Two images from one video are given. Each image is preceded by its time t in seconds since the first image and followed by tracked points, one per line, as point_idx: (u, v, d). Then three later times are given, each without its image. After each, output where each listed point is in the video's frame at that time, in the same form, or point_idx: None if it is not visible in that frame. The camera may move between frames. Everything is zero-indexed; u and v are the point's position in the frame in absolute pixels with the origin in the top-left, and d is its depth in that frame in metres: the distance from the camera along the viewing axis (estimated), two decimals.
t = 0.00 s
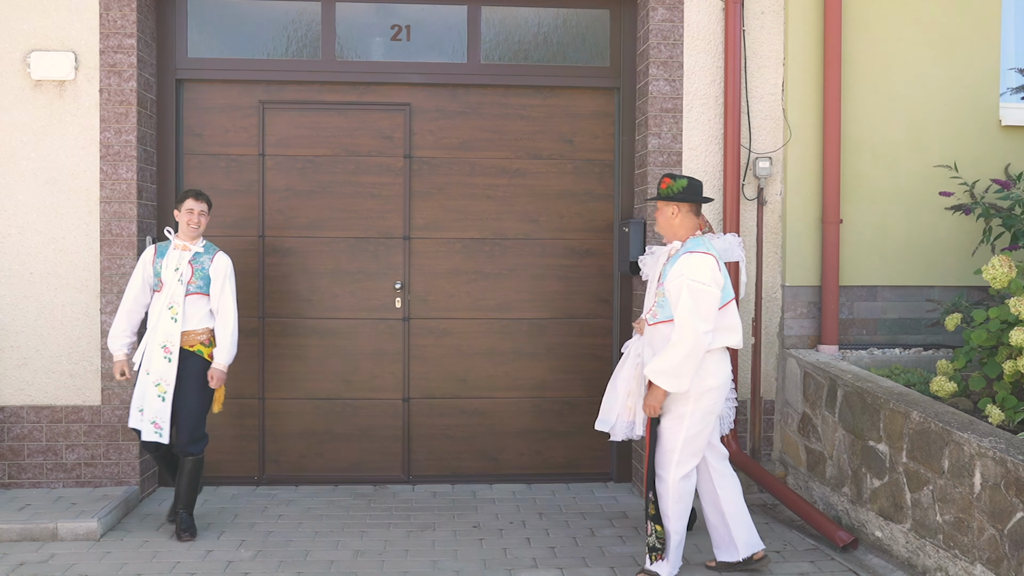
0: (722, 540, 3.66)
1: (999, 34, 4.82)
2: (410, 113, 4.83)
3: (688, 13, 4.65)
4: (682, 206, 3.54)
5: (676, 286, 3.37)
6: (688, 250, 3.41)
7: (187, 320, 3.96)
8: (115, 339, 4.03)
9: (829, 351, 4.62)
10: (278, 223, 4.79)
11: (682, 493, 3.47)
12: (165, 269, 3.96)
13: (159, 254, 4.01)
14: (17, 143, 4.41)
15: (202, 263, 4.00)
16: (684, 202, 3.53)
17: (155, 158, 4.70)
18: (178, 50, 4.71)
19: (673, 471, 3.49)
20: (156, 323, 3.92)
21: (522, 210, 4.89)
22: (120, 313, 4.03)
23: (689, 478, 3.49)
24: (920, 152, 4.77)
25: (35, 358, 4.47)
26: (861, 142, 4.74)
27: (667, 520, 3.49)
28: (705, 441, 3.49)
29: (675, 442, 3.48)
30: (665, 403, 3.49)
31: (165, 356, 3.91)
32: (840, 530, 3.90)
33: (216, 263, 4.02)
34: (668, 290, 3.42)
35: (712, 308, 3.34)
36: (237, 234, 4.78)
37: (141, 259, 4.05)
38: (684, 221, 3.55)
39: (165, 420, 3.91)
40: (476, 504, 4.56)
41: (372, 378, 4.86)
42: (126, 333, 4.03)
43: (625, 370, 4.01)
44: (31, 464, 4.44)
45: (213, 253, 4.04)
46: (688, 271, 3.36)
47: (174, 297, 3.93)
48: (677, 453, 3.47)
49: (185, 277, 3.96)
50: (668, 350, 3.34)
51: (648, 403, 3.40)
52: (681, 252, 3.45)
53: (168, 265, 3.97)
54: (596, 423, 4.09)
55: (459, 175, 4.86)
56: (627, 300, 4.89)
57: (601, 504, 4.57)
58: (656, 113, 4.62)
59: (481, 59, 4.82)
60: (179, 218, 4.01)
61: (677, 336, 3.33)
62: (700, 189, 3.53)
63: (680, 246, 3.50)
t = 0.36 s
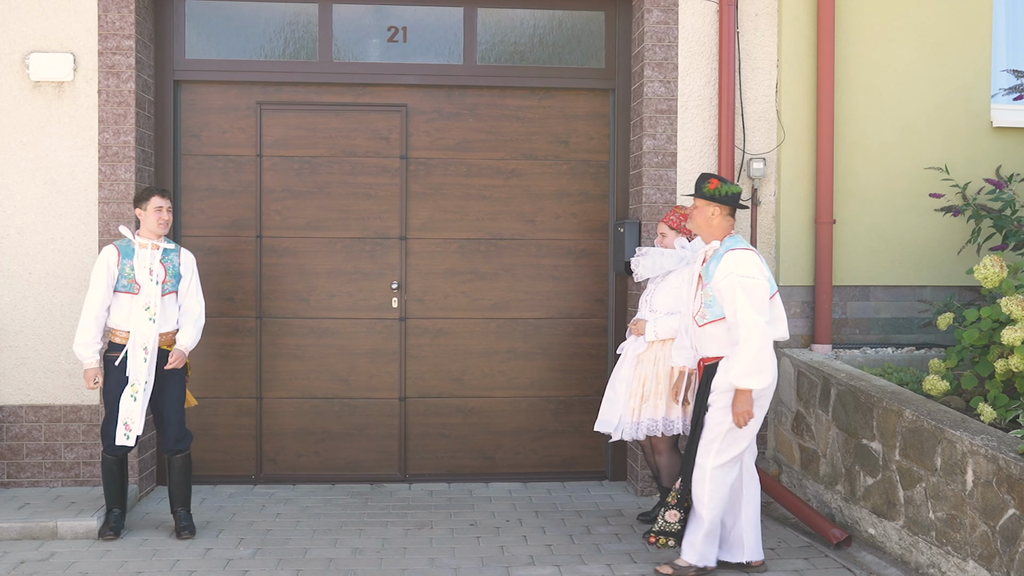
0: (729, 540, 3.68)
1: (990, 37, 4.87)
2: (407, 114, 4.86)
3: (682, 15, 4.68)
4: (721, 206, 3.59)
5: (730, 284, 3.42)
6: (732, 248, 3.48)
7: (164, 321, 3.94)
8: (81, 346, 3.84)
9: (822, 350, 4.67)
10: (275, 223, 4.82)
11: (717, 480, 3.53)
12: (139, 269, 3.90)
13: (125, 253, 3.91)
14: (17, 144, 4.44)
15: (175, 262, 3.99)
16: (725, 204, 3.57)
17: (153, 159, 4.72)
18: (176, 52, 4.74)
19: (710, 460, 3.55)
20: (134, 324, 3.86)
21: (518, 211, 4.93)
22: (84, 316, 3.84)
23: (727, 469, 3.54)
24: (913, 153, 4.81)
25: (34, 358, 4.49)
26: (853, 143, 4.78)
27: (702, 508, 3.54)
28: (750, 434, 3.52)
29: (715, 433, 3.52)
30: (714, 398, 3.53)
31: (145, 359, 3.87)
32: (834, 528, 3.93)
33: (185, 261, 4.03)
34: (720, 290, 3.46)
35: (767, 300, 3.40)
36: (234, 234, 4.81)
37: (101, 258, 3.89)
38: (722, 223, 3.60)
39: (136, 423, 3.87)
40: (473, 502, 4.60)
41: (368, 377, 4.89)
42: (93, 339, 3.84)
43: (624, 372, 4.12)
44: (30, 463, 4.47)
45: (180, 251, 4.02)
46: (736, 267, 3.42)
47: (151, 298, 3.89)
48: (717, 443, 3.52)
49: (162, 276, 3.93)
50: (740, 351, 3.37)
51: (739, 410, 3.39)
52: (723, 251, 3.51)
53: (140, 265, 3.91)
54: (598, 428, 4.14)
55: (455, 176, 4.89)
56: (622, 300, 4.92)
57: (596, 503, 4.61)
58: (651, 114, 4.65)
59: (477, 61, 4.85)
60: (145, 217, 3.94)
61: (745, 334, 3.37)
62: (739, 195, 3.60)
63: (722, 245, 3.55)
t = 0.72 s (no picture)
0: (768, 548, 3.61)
1: (985, 39, 4.92)
2: (408, 115, 4.91)
3: (681, 17, 4.73)
4: (755, 206, 3.57)
5: (769, 283, 3.35)
6: (770, 246, 3.42)
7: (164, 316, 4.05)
8: (90, 353, 3.78)
9: (819, 349, 4.72)
10: (277, 224, 4.86)
11: (790, 489, 3.43)
12: (132, 268, 3.95)
13: (113, 255, 3.91)
14: (22, 145, 4.48)
15: (162, 258, 4.08)
16: (758, 202, 3.55)
17: (156, 160, 4.77)
18: (179, 54, 4.79)
19: (775, 472, 3.45)
20: (137, 325, 3.94)
21: (518, 211, 4.98)
22: (87, 321, 3.79)
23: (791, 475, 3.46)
24: (909, 154, 4.87)
25: (39, 357, 4.53)
26: (850, 144, 4.84)
27: (787, 521, 3.42)
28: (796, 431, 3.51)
29: (768, 443, 3.45)
30: (749, 408, 3.47)
31: (158, 355, 3.98)
32: (831, 524, 3.99)
33: (168, 256, 4.13)
34: (757, 288, 3.39)
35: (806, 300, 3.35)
36: (237, 235, 4.85)
37: (89, 262, 3.85)
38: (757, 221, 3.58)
39: (180, 417, 4.02)
40: (473, 499, 4.65)
41: (370, 376, 4.94)
42: (99, 345, 3.80)
43: (618, 368, 4.18)
44: (36, 460, 4.52)
45: (162, 247, 4.10)
46: (776, 265, 3.36)
47: (150, 297, 3.97)
48: (775, 452, 3.43)
49: (155, 273, 4.02)
50: (782, 350, 3.31)
51: (778, 410, 3.31)
52: (760, 249, 3.44)
53: (132, 266, 3.95)
54: (589, 421, 4.20)
55: (456, 177, 4.94)
56: (620, 300, 4.97)
57: (596, 500, 4.66)
58: (650, 116, 4.69)
59: (477, 62, 4.90)
60: (135, 221, 3.95)
61: (787, 333, 3.30)
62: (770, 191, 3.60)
63: (757, 243, 3.49)
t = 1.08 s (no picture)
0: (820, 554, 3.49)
1: (987, 40, 4.97)
2: (416, 116, 4.97)
3: (687, 19, 4.78)
4: (781, 207, 3.58)
5: (792, 283, 3.36)
6: (795, 247, 3.42)
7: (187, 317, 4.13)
8: (108, 350, 3.84)
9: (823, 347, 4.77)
10: (287, 223, 4.92)
11: (817, 489, 3.48)
12: (166, 268, 4.02)
13: (148, 253, 3.98)
14: (36, 146, 4.55)
15: (189, 260, 4.17)
16: (784, 202, 3.56)
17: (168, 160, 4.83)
18: (191, 56, 4.85)
19: (806, 471, 3.48)
20: (164, 324, 4.01)
21: (525, 211, 5.03)
22: (113, 319, 3.84)
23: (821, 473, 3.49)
24: (912, 154, 4.92)
25: (53, 355, 4.59)
26: (854, 145, 4.89)
27: (805, 521, 3.48)
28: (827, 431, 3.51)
29: (800, 442, 3.47)
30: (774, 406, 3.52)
31: (177, 355, 4.05)
32: (835, 519, 4.05)
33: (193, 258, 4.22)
34: (781, 289, 3.41)
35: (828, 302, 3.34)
36: (248, 234, 4.91)
37: (125, 259, 3.90)
38: (783, 222, 3.59)
39: (190, 418, 4.07)
40: (482, 495, 4.70)
41: (379, 373, 4.99)
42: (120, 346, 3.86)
43: (622, 362, 4.26)
44: (50, 457, 4.58)
45: (187, 247, 4.20)
46: (800, 266, 3.37)
47: (179, 298, 4.05)
48: (807, 451, 3.46)
49: (183, 274, 4.11)
50: (798, 350, 3.32)
51: (780, 406, 3.38)
52: (786, 250, 3.45)
53: (165, 265, 4.02)
54: (594, 415, 4.28)
55: (464, 176, 5.00)
56: (627, 298, 5.02)
57: (602, 496, 4.71)
58: (656, 116, 4.75)
59: (485, 64, 4.95)
60: (173, 220, 4.03)
61: (804, 334, 3.31)
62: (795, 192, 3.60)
63: (784, 244, 3.50)
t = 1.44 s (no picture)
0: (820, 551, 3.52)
1: (989, 42, 5.02)
2: (423, 118, 5.02)
3: (692, 21, 4.83)
4: (797, 206, 3.62)
5: (808, 281, 3.40)
6: (810, 245, 3.47)
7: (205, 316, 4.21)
8: (144, 346, 3.85)
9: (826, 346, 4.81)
10: (295, 223, 4.97)
11: (820, 486, 3.51)
12: (188, 268, 4.07)
13: (172, 253, 4.01)
14: (48, 147, 4.60)
15: (203, 260, 4.24)
16: (800, 202, 3.59)
17: (178, 161, 4.88)
18: (200, 57, 4.90)
19: (809, 467, 3.53)
20: (190, 323, 4.06)
21: (531, 212, 5.08)
22: (149, 319, 3.87)
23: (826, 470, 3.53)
24: (915, 155, 4.96)
25: (64, 353, 4.65)
26: (857, 146, 4.93)
27: (808, 516, 3.53)
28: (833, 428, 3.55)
29: (804, 439, 3.52)
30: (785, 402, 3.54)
31: (201, 354, 4.11)
32: (838, 516, 4.09)
33: (206, 258, 4.28)
34: (796, 286, 3.44)
35: (842, 300, 3.40)
36: (257, 234, 4.96)
37: (153, 260, 3.92)
38: (799, 222, 3.62)
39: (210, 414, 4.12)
40: (488, 493, 4.75)
41: (386, 372, 5.04)
42: (155, 344, 3.87)
43: (626, 360, 4.32)
44: (61, 454, 4.64)
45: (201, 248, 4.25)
46: (815, 264, 3.41)
47: (200, 299, 4.12)
48: (811, 448, 3.50)
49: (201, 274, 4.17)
50: (815, 347, 3.36)
51: (804, 403, 3.40)
52: (800, 248, 3.50)
53: (188, 265, 4.07)
54: (599, 411, 4.34)
55: (470, 177, 5.04)
56: (632, 298, 5.07)
57: (608, 494, 4.76)
58: (661, 118, 4.80)
59: (491, 66, 5.00)
60: (199, 221, 4.10)
61: (821, 331, 3.35)
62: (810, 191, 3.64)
63: (797, 243, 3.54)
